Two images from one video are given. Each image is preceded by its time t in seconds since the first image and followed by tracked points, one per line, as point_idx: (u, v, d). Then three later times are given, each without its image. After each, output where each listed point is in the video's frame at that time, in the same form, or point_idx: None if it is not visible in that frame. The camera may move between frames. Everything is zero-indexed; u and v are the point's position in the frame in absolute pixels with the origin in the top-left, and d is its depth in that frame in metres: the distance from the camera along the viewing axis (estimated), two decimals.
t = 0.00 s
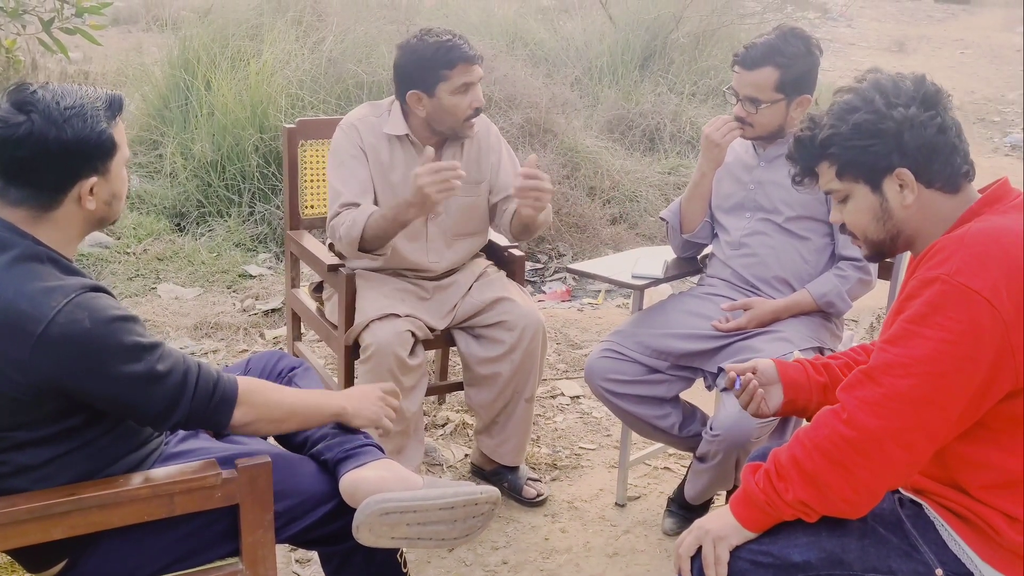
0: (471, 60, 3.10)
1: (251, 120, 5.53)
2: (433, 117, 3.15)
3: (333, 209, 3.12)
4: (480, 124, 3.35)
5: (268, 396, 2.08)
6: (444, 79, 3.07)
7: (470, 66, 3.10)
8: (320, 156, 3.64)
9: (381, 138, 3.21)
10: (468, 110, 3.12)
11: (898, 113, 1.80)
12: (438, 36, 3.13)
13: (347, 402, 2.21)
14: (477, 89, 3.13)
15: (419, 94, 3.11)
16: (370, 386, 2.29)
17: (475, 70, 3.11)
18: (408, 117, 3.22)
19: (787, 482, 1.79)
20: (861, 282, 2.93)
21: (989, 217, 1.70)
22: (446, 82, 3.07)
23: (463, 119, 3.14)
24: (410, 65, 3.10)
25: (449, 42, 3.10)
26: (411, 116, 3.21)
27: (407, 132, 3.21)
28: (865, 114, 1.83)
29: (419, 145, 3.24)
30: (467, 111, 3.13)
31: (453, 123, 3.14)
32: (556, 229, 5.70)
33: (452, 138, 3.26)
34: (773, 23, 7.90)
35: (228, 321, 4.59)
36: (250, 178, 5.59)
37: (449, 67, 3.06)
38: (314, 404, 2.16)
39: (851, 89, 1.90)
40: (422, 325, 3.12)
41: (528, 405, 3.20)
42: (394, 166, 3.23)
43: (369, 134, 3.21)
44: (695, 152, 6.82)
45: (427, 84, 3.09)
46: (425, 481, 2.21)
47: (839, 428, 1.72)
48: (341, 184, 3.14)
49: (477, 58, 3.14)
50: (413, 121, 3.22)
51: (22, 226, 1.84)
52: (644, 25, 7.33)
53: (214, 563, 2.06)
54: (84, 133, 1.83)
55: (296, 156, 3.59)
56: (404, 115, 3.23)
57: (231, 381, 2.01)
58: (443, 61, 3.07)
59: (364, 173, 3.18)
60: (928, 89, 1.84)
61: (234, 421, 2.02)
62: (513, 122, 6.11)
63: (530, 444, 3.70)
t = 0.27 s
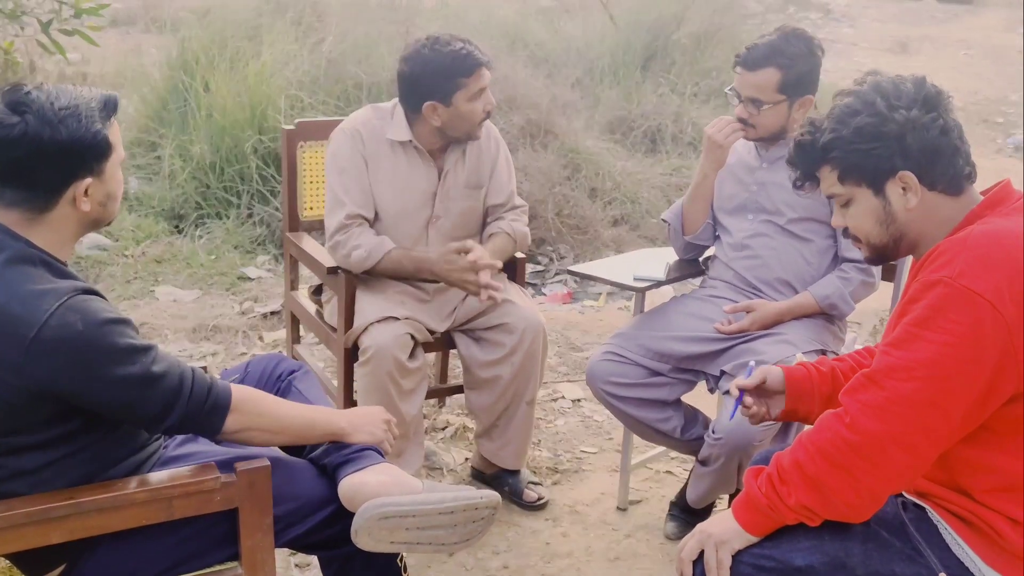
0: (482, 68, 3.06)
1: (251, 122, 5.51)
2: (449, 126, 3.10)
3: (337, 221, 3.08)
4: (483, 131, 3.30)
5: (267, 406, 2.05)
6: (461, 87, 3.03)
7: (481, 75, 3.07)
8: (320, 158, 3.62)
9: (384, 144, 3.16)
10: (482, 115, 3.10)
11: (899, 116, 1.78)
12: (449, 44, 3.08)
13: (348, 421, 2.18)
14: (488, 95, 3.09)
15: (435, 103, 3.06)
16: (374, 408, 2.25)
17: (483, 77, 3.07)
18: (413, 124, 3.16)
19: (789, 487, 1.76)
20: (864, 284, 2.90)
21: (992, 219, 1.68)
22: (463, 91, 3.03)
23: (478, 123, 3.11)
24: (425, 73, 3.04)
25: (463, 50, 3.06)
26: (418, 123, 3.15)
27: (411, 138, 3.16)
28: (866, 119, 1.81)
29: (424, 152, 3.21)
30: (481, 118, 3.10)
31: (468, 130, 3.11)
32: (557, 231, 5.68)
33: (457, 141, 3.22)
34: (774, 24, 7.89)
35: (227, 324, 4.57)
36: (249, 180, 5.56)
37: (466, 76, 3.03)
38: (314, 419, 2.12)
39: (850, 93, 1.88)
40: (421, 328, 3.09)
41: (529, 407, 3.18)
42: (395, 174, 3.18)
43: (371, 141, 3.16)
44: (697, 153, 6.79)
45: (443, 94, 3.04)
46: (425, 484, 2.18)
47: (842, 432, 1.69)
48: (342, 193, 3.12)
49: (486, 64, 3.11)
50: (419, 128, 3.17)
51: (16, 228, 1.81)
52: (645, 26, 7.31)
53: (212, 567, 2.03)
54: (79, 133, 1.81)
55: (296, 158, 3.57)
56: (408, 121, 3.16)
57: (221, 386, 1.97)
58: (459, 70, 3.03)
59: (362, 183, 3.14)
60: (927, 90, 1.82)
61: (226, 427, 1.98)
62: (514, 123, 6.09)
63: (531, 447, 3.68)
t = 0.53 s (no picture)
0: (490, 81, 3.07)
1: (253, 126, 5.53)
2: (456, 139, 3.12)
3: (337, 232, 3.09)
4: (488, 141, 3.32)
5: (268, 408, 2.07)
6: (469, 100, 3.04)
7: (490, 88, 3.08)
8: (322, 162, 3.65)
9: (390, 154, 3.16)
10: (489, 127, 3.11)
11: (923, 106, 1.78)
12: (456, 58, 3.09)
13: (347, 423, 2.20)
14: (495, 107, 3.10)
15: (443, 117, 3.08)
16: (375, 410, 2.28)
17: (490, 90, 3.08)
18: (420, 135, 3.18)
19: (788, 489, 1.78)
20: (862, 287, 2.93)
21: (988, 222, 1.70)
22: (471, 104, 3.04)
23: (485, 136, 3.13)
24: (433, 87, 3.05)
25: (471, 64, 3.07)
26: (425, 136, 3.17)
27: (418, 150, 3.17)
28: (890, 102, 1.81)
29: (429, 164, 3.21)
30: (488, 130, 3.11)
31: (475, 142, 3.13)
32: (557, 234, 5.70)
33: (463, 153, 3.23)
34: (774, 28, 7.93)
35: (230, 327, 4.59)
36: (251, 184, 5.59)
37: (474, 89, 3.04)
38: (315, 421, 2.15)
39: (880, 76, 1.87)
40: (422, 331, 3.12)
41: (530, 410, 3.21)
42: (399, 184, 3.18)
43: (375, 150, 3.17)
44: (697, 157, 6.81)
45: (450, 107, 3.05)
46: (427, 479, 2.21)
47: (839, 435, 1.71)
48: (342, 204, 3.13)
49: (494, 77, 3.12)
50: (426, 140, 3.18)
51: (18, 231, 1.84)
52: (645, 30, 7.35)
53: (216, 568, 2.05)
54: (79, 136, 1.83)
55: (298, 162, 3.59)
56: (415, 132, 3.18)
57: (224, 388, 1.99)
58: (468, 83, 3.04)
59: (366, 195, 3.16)
60: (955, 91, 1.80)
61: (226, 428, 2.00)
62: (515, 127, 6.11)
63: (532, 449, 3.70)
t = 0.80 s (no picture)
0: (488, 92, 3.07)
1: (255, 129, 5.55)
2: (458, 148, 3.13)
3: (335, 241, 3.11)
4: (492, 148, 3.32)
5: (270, 411, 2.07)
6: (471, 109, 3.05)
7: (492, 98, 3.09)
8: (325, 165, 3.66)
9: (393, 162, 3.17)
10: (490, 134, 3.11)
11: (947, 102, 1.78)
12: (457, 68, 3.11)
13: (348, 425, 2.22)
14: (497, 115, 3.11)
15: (445, 127, 3.09)
16: (376, 412, 2.31)
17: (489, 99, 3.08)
18: (422, 143, 3.19)
19: (788, 491, 1.80)
20: (862, 290, 2.93)
21: (986, 225, 1.71)
22: (472, 113, 3.05)
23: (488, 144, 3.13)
24: (435, 98, 3.06)
25: (472, 74, 3.09)
26: (428, 145, 3.18)
27: (421, 158, 3.18)
28: (914, 94, 1.80)
29: (431, 171, 3.22)
30: (490, 138, 3.12)
31: (477, 150, 3.13)
32: (558, 237, 5.72)
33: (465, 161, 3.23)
34: (774, 32, 7.95)
35: (232, 330, 4.60)
36: (254, 188, 5.61)
37: (476, 98, 3.05)
38: (317, 424, 2.16)
39: (910, 68, 1.86)
40: (424, 333, 3.13)
41: (531, 412, 3.21)
42: (401, 189, 3.20)
43: (377, 157, 3.17)
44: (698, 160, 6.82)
45: (452, 115, 3.06)
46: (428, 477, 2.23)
47: (839, 437, 1.72)
48: (341, 213, 3.14)
49: (495, 87, 3.14)
50: (429, 149, 3.19)
51: (21, 234, 1.85)
52: (646, 34, 7.37)
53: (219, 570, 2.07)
54: (82, 139, 1.84)
55: (301, 165, 3.61)
56: (418, 141, 3.19)
57: (226, 391, 2.01)
58: (470, 93, 3.05)
59: (367, 202, 3.17)
60: (979, 96, 1.80)
61: (229, 431, 2.00)
62: (517, 131, 6.13)
63: (533, 452, 3.71)
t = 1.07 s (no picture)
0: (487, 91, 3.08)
1: (257, 133, 5.56)
2: (459, 148, 3.13)
3: (337, 244, 3.11)
4: (494, 149, 3.32)
5: (271, 413, 2.07)
6: (471, 109, 3.06)
7: (492, 98, 3.10)
8: (326, 169, 3.66)
9: (394, 163, 3.17)
10: (491, 134, 3.12)
11: (953, 106, 1.77)
12: (456, 68, 3.12)
13: (352, 427, 2.21)
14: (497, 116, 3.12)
15: (445, 127, 3.09)
16: (378, 416, 2.30)
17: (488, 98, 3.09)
18: (424, 145, 3.19)
19: (790, 495, 1.79)
20: (864, 291, 2.93)
21: (989, 229, 1.71)
22: (472, 113, 3.06)
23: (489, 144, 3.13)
24: (434, 98, 3.07)
25: (471, 74, 3.09)
26: (429, 145, 3.18)
27: (422, 159, 3.18)
28: (921, 96, 1.81)
29: (433, 173, 3.22)
30: (490, 139, 3.12)
31: (479, 150, 3.13)
32: (560, 240, 5.71)
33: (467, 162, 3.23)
34: (775, 35, 7.95)
35: (233, 333, 4.61)
36: (255, 191, 5.61)
37: (475, 98, 3.06)
38: (320, 428, 2.15)
39: (917, 71, 1.87)
40: (426, 336, 3.13)
41: (532, 415, 3.22)
42: (403, 192, 3.20)
43: (379, 160, 3.17)
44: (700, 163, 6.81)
45: (452, 116, 3.07)
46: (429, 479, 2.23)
47: (841, 441, 1.72)
48: (343, 215, 3.14)
49: (495, 87, 3.14)
50: (430, 149, 3.19)
51: (23, 239, 1.85)
52: (647, 37, 7.38)
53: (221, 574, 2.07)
54: (83, 144, 1.85)
55: (302, 169, 3.61)
56: (420, 142, 3.19)
57: (227, 395, 2.00)
58: (469, 93, 3.06)
59: (368, 204, 3.17)
60: (987, 100, 1.79)
61: (230, 435, 2.00)
62: (518, 134, 6.13)
63: (535, 455, 3.71)
